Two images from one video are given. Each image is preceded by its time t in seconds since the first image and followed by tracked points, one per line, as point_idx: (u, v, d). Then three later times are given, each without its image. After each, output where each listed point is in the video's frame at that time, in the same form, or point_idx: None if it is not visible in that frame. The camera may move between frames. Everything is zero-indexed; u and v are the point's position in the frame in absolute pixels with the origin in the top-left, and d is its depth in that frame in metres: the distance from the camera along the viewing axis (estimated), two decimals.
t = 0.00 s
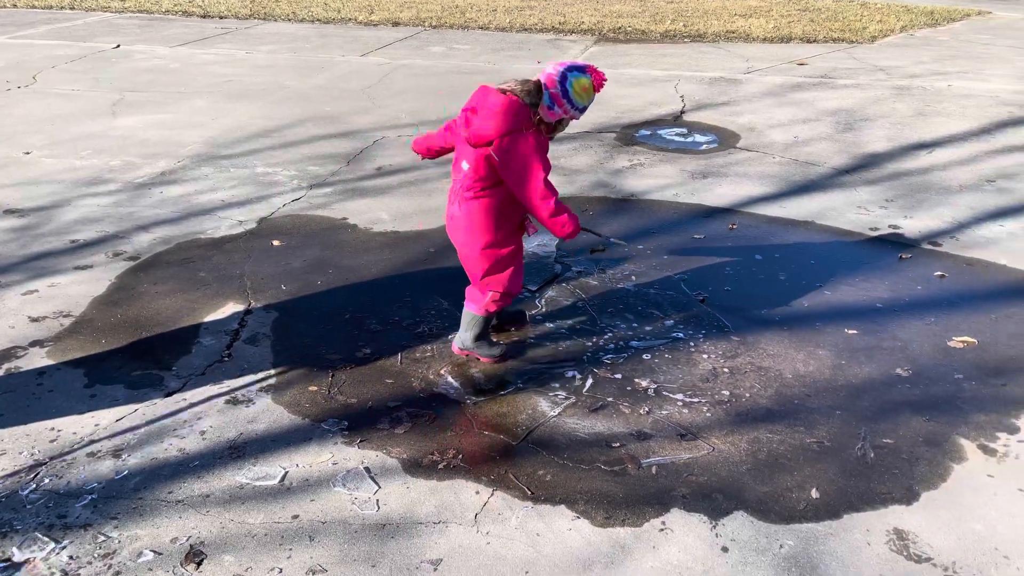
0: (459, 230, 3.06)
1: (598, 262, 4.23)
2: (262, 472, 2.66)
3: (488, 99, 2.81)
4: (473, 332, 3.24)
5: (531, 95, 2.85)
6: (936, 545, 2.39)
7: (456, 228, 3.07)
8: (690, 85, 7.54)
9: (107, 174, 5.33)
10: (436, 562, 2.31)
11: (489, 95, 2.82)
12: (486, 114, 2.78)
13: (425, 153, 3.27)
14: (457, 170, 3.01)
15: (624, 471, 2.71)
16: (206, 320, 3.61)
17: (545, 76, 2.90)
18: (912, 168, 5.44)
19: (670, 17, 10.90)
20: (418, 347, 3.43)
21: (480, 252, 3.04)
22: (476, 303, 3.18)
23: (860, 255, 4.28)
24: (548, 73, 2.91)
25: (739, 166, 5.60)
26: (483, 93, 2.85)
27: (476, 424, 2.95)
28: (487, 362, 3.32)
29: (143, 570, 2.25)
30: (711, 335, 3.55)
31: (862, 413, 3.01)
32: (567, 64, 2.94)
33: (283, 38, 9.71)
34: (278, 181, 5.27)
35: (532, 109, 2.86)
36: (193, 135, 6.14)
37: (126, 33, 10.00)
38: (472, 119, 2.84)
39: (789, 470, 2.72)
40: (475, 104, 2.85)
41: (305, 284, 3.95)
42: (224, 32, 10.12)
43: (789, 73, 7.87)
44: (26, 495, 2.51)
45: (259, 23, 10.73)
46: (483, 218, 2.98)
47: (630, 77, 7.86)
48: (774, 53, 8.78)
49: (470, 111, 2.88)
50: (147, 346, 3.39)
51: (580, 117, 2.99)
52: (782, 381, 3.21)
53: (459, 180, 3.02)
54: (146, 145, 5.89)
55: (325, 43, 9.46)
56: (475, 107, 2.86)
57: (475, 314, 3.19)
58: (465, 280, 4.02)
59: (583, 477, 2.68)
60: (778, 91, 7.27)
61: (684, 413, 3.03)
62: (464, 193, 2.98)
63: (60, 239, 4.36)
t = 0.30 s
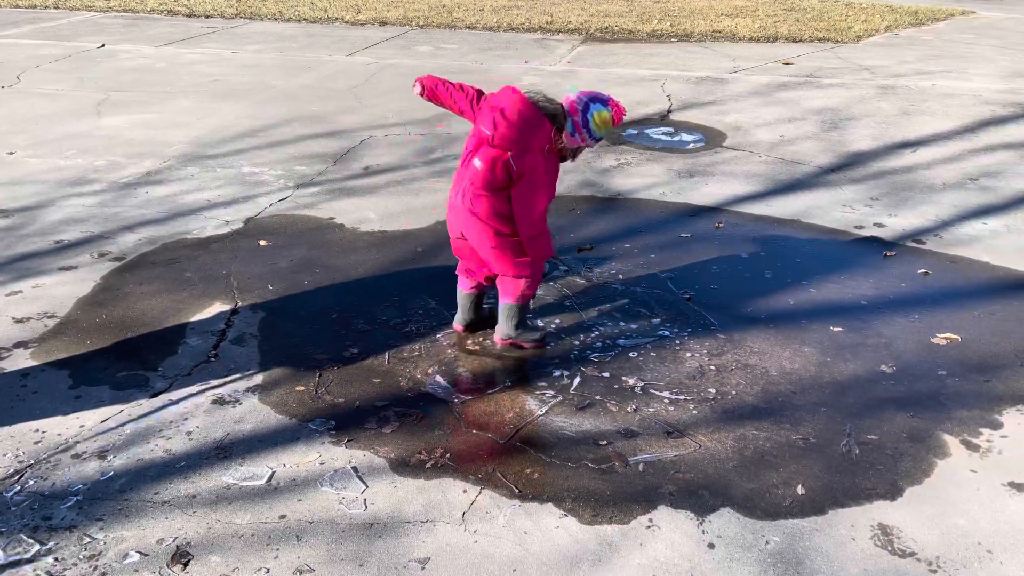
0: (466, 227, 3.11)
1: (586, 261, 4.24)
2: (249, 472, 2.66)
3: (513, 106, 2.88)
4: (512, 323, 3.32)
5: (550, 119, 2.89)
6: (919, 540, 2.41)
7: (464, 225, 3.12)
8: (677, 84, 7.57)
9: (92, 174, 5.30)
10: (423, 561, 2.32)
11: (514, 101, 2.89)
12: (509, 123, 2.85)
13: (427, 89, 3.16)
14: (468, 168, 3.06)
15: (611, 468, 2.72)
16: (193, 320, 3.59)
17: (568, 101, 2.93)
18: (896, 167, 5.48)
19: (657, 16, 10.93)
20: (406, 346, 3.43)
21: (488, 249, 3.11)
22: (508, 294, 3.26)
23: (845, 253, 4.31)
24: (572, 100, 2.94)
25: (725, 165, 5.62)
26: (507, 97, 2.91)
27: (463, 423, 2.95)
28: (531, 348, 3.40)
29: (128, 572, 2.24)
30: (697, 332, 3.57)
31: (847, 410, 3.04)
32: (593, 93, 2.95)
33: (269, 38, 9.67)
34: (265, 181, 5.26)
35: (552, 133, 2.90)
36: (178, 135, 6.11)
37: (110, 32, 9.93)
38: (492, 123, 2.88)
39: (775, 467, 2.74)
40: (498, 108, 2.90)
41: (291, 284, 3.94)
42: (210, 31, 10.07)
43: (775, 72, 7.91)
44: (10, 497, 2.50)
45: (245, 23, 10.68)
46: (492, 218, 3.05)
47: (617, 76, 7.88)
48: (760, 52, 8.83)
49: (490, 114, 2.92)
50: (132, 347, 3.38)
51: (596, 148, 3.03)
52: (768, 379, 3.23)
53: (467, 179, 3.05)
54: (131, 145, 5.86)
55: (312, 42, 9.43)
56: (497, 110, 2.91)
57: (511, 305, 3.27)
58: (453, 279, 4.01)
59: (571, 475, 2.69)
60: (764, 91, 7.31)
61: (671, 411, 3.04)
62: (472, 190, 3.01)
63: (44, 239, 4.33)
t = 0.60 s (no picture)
0: (492, 230, 3.14)
1: (576, 261, 4.25)
2: (239, 474, 2.65)
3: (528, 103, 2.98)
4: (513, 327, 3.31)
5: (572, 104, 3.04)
6: (908, 537, 2.43)
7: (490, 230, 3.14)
8: (666, 84, 7.59)
9: (80, 176, 5.27)
10: (414, 561, 2.31)
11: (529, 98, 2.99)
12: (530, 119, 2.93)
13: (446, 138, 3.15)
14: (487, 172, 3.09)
15: (602, 468, 2.73)
16: (181, 322, 3.58)
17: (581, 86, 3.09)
18: (884, 166, 5.51)
19: (646, 17, 10.96)
20: (397, 347, 3.43)
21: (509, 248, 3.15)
22: (507, 297, 3.28)
23: (834, 252, 4.33)
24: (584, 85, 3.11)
25: (715, 164, 5.64)
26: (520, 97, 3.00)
27: (454, 424, 2.95)
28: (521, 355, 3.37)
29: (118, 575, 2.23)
30: (687, 332, 3.58)
31: (836, 408, 3.05)
32: (603, 74, 3.11)
33: (258, 38, 9.64)
34: (254, 182, 5.24)
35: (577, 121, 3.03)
36: (166, 136, 6.08)
37: (97, 33, 9.88)
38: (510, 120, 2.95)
39: (765, 465, 2.75)
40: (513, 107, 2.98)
41: (281, 285, 3.93)
42: (198, 32, 10.03)
43: (763, 73, 7.94)
44: None
45: (234, 23, 10.65)
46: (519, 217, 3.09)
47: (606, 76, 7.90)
48: (748, 52, 8.86)
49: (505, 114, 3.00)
50: (121, 349, 3.36)
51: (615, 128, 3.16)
52: (757, 377, 3.24)
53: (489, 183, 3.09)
54: (119, 146, 5.83)
55: (301, 43, 9.41)
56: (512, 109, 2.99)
57: (509, 310, 3.28)
58: (443, 280, 4.01)
59: (561, 475, 2.69)
60: (753, 91, 7.33)
61: (661, 410, 3.05)
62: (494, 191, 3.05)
63: (31, 242, 4.31)
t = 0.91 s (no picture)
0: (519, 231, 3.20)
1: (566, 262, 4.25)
2: (228, 478, 2.64)
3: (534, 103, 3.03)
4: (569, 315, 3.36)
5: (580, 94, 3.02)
6: (897, 534, 2.44)
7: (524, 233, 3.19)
8: (653, 85, 7.60)
9: (65, 179, 5.23)
10: (405, 563, 2.31)
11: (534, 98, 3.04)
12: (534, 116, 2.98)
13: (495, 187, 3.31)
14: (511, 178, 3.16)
15: (592, 468, 2.73)
16: (169, 326, 3.56)
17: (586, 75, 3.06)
18: (870, 165, 5.54)
19: (633, 17, 10.98)
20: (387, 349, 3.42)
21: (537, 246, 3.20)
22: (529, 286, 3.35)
23: (822, 251, 4.35)
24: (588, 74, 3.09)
25: (703, 164, 5.66)
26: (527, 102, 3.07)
27: (444, 425, 2.94)
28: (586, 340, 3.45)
29: None
30: (678, 332, 3.59)
31: (824, 406, 3.07)
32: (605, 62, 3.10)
33: (245, 40, 9.60)
34: (242, 184, 5.22)
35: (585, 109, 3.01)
36: (153, 138, 6.05)
37: (83, 36, 9.82)
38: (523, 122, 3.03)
39: (754, 464, 2.76)
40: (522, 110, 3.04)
41: (269, 287, 3.92)
42: (185, 34, 9.98)
43: (750, 73, 7.97)
44: None
45: (221, 25, 10.60)
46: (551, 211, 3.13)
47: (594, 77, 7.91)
48: (736, 52, 8.90)
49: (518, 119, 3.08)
50: (108, 353, 3.34)
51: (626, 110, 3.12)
52: (746, 376, 3.26)
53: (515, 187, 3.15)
54: (105, 149, 5.79)
55: (288, 44, 9.38)
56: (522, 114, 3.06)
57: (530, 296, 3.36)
58: (432, 281, 4.01)
59: (551, 475, 2.69)
60: (740, 91, 7.36)
61: (651, 410, 3.05)
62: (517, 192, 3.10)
63: (17, 245, 4.27)
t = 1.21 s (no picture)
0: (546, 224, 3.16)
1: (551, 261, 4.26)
2: (212, 482, 2.62)
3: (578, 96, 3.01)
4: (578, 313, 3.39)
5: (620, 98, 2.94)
6: (879, 529, 2.46)
7: (548, 228, 3.16)
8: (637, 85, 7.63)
9: (45, 183, 5.19)
10: (390, 565, 2.31)
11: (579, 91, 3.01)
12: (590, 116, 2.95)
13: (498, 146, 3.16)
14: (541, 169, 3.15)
15: (578, 467, 2.74)
16: (151, 330, 3.53)
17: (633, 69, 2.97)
18: (852, 164, 5.58)
19: (616, 18, 11.02)
20: (372, 352, 3.41)
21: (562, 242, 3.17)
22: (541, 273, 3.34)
23: (804, 249, 4.38)
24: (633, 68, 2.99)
25: (686, 164, 5.68)
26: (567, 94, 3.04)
27: (429, 427, 2.94)
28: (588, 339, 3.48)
29: None
30: (662, 331, 3.60)
31: (807, 403, 3.09)
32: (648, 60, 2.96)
33: (227, 42, 9.55)
34: (225, 186, 5.19)
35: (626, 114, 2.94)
36: (134, 141, 6.01)
37: (62, 38, 9.74)
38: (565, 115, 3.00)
39: (738, 461, 2.77)
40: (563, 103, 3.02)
41: (252, 290, 3.90)
42: (166, 36, 9.92)
43: (732, 72, 8.01)
44: None
45: (202, 27, 10.54)
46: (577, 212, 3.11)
47: (578, 77, 7.93)
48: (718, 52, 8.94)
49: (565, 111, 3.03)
50: (89, 358, 3.31)
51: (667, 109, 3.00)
52: (730, 374, 3.27)
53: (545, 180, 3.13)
54: (85, 152, 5.75)
55: (271, 46, 9.34)
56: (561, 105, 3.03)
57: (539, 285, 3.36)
58: (417, 282, 4.00)
59: (537, 475, 2.70)
60: (723, 90, 7.40)
61: (636, 409, 3.06)
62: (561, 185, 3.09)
63: None
